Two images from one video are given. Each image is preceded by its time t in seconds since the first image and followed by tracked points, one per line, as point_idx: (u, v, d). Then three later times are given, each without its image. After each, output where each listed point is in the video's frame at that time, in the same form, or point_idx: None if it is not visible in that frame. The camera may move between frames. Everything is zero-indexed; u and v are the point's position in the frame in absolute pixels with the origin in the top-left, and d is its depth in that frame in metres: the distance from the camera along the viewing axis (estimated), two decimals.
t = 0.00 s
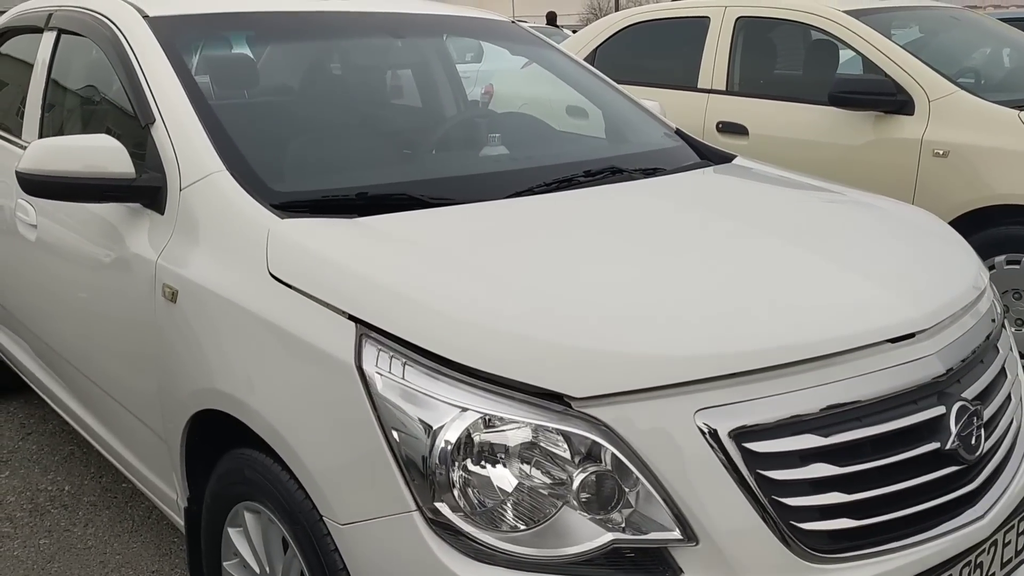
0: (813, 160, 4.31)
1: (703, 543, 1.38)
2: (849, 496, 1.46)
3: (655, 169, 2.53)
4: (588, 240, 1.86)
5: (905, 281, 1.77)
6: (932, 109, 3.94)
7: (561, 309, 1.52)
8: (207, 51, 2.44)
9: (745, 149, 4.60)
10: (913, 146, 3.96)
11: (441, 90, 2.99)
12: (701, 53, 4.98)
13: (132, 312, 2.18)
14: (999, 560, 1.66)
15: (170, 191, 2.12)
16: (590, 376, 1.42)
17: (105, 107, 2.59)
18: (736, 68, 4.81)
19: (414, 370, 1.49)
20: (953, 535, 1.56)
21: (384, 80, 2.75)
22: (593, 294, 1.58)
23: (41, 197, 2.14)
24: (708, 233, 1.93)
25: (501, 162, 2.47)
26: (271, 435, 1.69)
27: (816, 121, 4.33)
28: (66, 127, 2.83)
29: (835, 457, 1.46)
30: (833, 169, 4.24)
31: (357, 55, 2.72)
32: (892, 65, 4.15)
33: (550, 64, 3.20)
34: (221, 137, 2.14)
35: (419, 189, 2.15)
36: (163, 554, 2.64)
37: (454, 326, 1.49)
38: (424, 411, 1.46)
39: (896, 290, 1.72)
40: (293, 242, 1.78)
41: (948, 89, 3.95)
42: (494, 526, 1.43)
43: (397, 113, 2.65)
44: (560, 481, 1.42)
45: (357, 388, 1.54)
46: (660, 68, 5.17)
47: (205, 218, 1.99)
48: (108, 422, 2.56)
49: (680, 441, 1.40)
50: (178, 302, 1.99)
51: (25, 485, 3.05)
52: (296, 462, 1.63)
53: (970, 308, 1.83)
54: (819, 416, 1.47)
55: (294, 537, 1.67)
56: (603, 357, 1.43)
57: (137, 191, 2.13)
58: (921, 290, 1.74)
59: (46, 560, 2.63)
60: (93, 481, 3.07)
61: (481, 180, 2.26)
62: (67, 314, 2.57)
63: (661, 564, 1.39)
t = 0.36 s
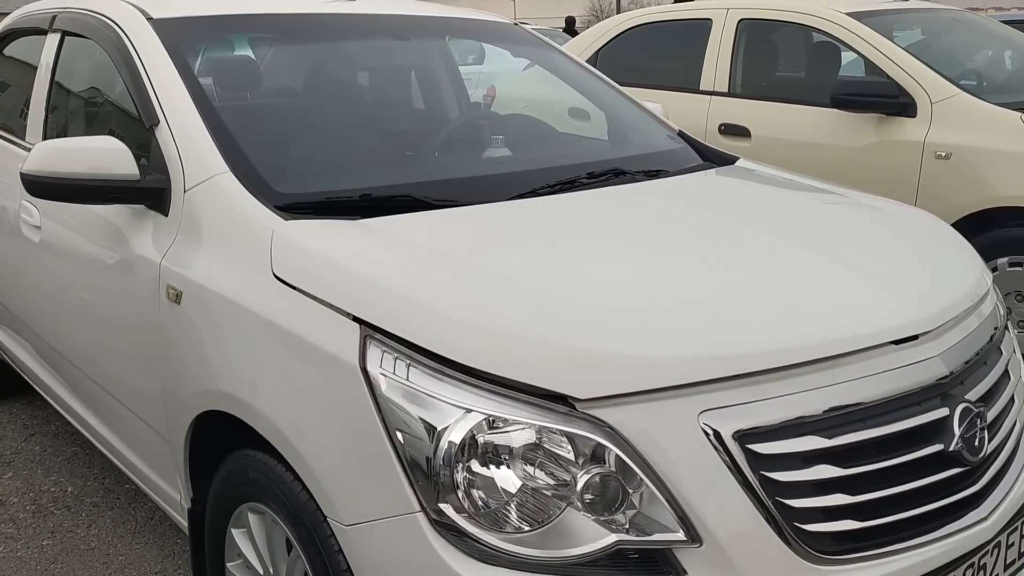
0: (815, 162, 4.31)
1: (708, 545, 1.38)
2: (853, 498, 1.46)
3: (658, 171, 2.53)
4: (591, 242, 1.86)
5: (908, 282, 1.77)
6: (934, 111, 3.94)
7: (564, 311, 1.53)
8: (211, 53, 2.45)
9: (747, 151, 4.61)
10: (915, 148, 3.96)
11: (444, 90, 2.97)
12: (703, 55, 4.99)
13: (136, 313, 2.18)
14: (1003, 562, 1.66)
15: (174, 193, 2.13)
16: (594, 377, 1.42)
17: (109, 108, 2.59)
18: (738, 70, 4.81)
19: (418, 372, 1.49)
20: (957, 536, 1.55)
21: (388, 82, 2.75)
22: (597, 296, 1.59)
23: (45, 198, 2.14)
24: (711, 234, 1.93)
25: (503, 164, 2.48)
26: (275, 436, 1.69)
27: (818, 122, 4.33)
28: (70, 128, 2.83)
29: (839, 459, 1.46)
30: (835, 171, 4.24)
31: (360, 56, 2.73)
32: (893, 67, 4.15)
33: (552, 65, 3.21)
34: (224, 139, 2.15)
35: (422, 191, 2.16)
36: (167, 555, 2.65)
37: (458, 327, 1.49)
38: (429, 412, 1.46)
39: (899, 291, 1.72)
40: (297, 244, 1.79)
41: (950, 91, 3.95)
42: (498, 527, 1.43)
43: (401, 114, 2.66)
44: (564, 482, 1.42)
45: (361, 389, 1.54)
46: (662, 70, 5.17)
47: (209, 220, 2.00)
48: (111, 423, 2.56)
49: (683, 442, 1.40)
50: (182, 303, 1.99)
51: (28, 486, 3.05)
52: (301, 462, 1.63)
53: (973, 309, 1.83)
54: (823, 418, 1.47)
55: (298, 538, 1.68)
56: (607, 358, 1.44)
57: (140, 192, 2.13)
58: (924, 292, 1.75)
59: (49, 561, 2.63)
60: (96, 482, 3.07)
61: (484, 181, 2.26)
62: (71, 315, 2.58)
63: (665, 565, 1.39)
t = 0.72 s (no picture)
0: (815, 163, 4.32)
1: (708, 546, 1.38)
2: (853, 499, 1.46)
3: (658, 173, 2.53)
4: (591, 243, 1.86)
5: (909, 284, 1.77)
6: (934, 113, 3.94)
7: (564, 312, 1.53)
8: (212, 55, 2.45)
9: (747, 152, 4.61)
10: (916, 149, 3.96)
11: (445, 91, 2.96)
12: (703, 57, 4.99)
13: (137, 315, 2.18)
14: (1003, 563, 1.66)
15: (174, 195, 2.13)
16: (594, 379, 1.42)
17: (110, 110, 2.60)
18: (738, 72, 4.82)
19: (418, 373, 1.49)
20: (958, 538, 1.55)
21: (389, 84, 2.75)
22: (597, 297, 1.59)
23: (45, 200, 2.15)
24: (711, 236, 1.93)
25: (504, 166, 2.48)
26: (275, 437, 1.69)
27: (818, 124, 4.33)
28: (70, 131, 2.84)
29: (839, 461, 1.46)
30: (836, 172, 4.24)
31: (361, 58, 2.73)
32: (894, 68, 4.15)
33: (553, 67, 3.21)
34: (225, 141, 2.15)
35: (422, 193, 2.16)
36: (167, 557, 2.65)
37: (458, 329, 1.49)
38: (429, 414, 1.46)
39: (899, 293, 1.72)
40: (297, 245, 1.79)
41: (950, 92, 3.95)
42: (499, 529, 1.43)
43: (401, 115, 2.66)
44: (564, 484, 1.42)
45: (362, 391, 1.54)
46: (663, 72, 5.18)
47: (210, 221, 2.00)
48: (112, 424, 2.57)
49: (683, 443, 1.40)
50: (182, 305, 2.00)
51: (29, 488, 3.05)
52: (301, 464, 1.63)
53: (973, 311, 1.83)
54: (823, 419, 1.47)
55: (298, 540, 1.68)
56: (607, 359, 1.44)
57: (141, 194, 2.13)
58: (924, 293, 1.75)
59: (49, 563, 2.63)
60: (97, 484, 3.07)
61: (484, 183, 2.26)
62: (71, 317, 2.58)
63: (665, 567, 1.38)
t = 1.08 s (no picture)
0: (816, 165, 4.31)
1: (709, 551, 1.37)
2: (855, 504, 1.46)
3: (659, 175, 2.53)
4: (591, 247, 1.86)
5: (910, 287, 1.77)
6: (935, 115, 3.93)
7: (565, 316, 1.53)
8: (212, 57, 2.45)
9: (748, 153, 4.61)
10: (916, 151, 3.96)
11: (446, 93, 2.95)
12: (703, 58, 4.99)
13: (137, 318, 2.18)
14: (1005, 567, 1.65)
15: (174, 198, 2.13)
16: (594, 383, 1.42)
17: (110, 112, 2.59)
18: (739, 73, 4.81)
19: (419, 378, 1.49)
20: (960, 543, 1.55)
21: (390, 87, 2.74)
22: (597, 301, 1.58)
23: (45, 203, 2.15)
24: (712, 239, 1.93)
25: (504, 168, 2.48)
26: (275, 442, 1.69)
27: (819, 125, 4.33)
28: (70, 133, 2.83)
29: (840, 465, 1.46)
30: (836, 174, 4.24)
31: (362, 60, 2.72)
32: (894, 69, 4.15)
33: (554, 69, 3.21)
34: (225, 144, 2.15)
35: (422, 195, 2.15)
36: (167, 560, 2.64)
37: (458, 333, 1.49)
38: (429, 418, 1.46)
39: (901, 296, 1.72)
40: (297, 249, 1.79)
41: (951, 93, 3.94)
42: (499, 534, 1.42)
43: (402, 118, 2.65)
44: (565, 489, 1.41)
45: (362, 395, 1.53)
46: (663, 73, 5.18)
47: (209, 225, 2.00)
48: (112, 427, 2.56)
49: (683, 447, 1.40)
50: (182, 308, 1.99)
51: (29, 491, 3.05)
52: (301, 469, 1.63)
53: (975, 314, 1.83)
54: (824, 423, 1.47)
55: (298, 544, 1.67)
56: (607, 364, 1.44)
57: (141, 197, 2.13)
58: (926, 297, 1.74)
59: (49, 566, 2.63)
60: (97, 487, 3.06)
61: (485, 186, 2.26)
62: (71, 319, 2.58)
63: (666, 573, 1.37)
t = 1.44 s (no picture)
0: (815, 165, 4.30)
1: (703, 555, 1.36)
2: (851, 507, 1.44)
3: (655, 175, 2.51)
4: (586, 247, 1.84)
5: (908, 288, 1.75)
6: (934, 114, 3.92)
7: (558, 318, 1.51)
8: (207, 57, 2.43)
9: (747, 153, 4.59)
10: (915, 150, 3.94)
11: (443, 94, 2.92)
12: (702, 58, 4.98)
13: (129, 320, 2.17)
14: (1003, 571, 1.63)
15: (166, 199, 2.11)
16: (587, 386, 1.40)
17: (103, 112, 2.58)
18: (737, 73, 4.80)
19: (410, 380, 1.47)
20: (957, 546, 1.53)
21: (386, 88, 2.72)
22: (590, 303, 1.57)
23: (36, 204, 2.13)
24: (707, 239, 1.91)
25: (500, 168, 2.46)
26: (266, 445, 1.68)
27: (817, 125, 4.32)
28: (64, 133, 2.82)
29: (836, 468, 1.44)
30: (835, 174, 4.23)
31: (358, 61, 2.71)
32: (892, 68, 4.13)
33: (552, 70, 3.19)
34: (218, 145, 2.13)
35: (416, 196, 2.14)
36: (161, 563, 2.63)
37: (449, 335, 1.48)
38: (420, 421, 1.44)
39: (899, 297, 1.70)
40: (288, 250, 1.77)
41: (950, 93, 3.93)
42: (491, 538, 1.40)
43: (397, 119, 2.64)
44: (558, 492, 1.40)
45: (353, 398, 1.52)
46: (661, 74, 5.17)
47: (201, 226, 1.98)
48: (105, 430, 2.55)
49: (677, 450, 1.39)
50: (174, 310, 1.98)
51: (23, 494, 3.03)
52: (292, 472, 1.61)
53: (973, 315, 1.81)
54: (819, 425, 1.45)
55: (290, 548, 1.66)
56: (600, 366, 1.42)
57: (133, 198, 2.12)
58: (924, 298, 1.73)
59: (42, 569, 2.61)
60: (91, 490, 3.05)
61: (480, 186, 2.25)
62: (64, 320, 2.56)
63: None
